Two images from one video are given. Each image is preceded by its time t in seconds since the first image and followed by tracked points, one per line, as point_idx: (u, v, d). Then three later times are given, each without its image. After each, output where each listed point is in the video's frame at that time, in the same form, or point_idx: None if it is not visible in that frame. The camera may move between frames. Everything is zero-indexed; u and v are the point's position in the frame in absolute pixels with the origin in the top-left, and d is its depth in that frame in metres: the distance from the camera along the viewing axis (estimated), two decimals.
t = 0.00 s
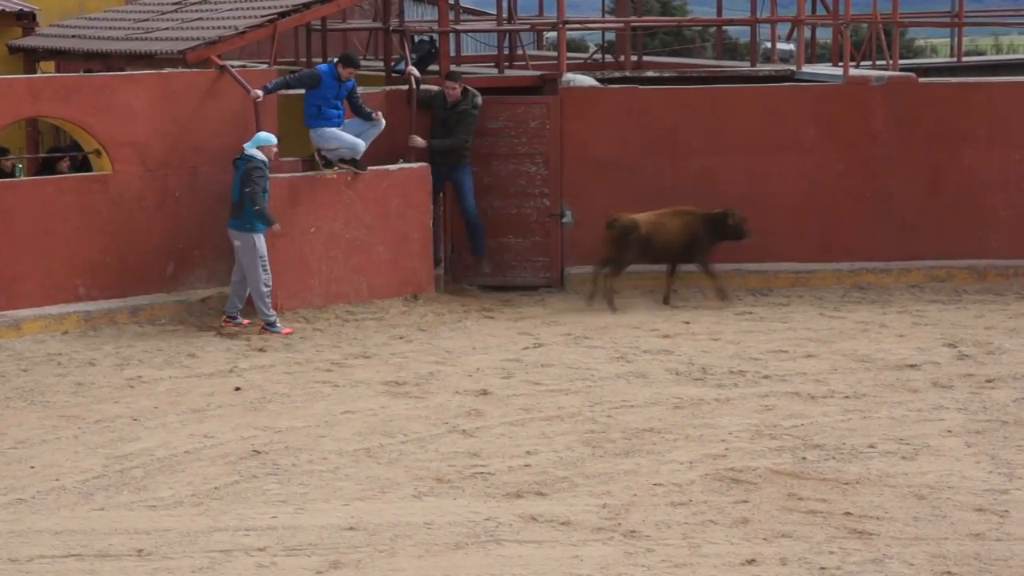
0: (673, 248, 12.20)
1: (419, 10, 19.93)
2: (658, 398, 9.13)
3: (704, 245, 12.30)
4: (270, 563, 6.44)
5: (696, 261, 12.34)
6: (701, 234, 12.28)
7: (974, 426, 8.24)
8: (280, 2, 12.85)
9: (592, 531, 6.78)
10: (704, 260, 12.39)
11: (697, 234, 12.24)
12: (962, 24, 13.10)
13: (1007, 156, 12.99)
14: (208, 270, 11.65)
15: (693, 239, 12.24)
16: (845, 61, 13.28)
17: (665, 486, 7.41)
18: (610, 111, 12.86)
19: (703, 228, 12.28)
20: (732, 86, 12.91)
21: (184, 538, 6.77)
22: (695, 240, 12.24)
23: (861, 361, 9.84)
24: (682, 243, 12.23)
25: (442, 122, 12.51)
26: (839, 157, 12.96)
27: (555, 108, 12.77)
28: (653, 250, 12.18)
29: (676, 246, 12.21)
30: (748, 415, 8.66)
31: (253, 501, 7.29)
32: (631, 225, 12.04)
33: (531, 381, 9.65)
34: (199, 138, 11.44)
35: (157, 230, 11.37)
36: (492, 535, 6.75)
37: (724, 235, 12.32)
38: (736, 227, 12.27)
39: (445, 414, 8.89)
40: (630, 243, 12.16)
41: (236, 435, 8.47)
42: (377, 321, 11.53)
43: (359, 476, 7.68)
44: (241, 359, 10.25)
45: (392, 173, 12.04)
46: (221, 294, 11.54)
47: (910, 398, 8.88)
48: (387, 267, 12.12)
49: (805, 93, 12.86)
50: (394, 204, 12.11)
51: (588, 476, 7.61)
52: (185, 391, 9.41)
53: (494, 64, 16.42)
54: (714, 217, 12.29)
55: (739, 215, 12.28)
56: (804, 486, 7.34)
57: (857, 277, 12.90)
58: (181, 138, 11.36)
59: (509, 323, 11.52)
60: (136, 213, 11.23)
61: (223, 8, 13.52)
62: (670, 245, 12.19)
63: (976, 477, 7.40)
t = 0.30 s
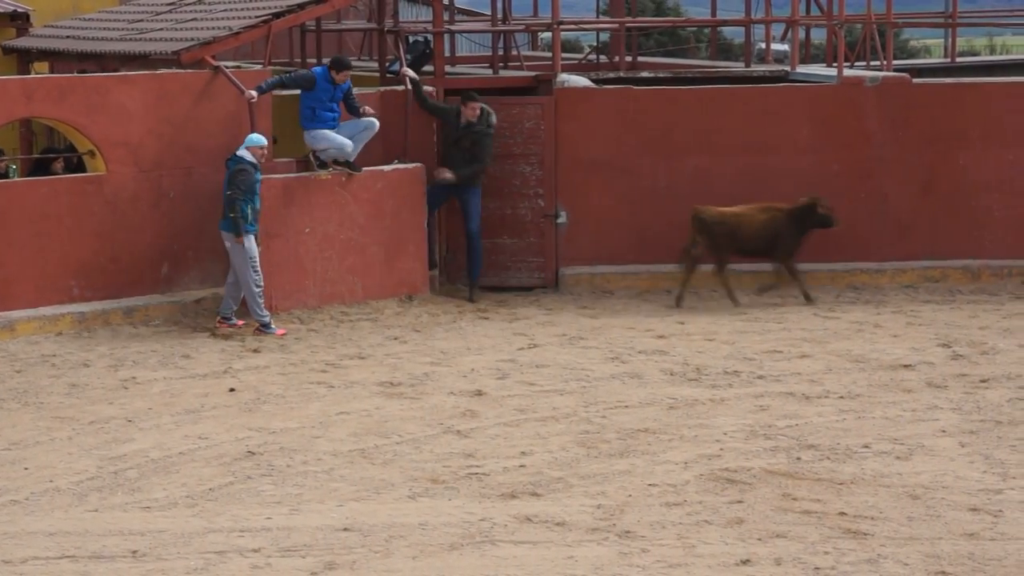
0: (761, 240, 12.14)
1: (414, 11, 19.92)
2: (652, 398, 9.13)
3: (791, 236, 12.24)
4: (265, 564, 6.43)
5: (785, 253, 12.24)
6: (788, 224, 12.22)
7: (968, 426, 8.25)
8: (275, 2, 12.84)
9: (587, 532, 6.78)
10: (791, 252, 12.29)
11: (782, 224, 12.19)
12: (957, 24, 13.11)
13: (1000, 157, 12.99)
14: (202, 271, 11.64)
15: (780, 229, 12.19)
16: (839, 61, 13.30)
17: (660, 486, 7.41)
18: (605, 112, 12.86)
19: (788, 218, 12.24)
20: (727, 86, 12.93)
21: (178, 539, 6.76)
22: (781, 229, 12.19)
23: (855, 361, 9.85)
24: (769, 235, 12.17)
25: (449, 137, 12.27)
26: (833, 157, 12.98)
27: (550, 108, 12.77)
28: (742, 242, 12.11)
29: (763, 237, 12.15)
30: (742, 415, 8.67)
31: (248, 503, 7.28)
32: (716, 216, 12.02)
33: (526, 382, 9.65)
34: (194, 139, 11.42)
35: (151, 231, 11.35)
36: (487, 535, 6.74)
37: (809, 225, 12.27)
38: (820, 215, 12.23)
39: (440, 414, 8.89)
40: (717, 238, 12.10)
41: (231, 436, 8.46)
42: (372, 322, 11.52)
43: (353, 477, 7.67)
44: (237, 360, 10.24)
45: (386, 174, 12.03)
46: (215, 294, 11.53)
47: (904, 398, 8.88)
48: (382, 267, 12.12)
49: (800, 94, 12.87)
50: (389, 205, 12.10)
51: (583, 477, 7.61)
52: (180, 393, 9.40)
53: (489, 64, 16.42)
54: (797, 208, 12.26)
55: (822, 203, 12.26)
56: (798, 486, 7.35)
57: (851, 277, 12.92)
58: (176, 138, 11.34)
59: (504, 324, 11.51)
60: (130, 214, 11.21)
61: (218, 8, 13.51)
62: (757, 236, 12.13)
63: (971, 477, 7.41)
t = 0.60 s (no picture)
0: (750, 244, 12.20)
1: (315, 14, 19.70)
2: (551, 401, 9.08)
3: (781, 240, 12.22)
4: (157, 573, 6.24)
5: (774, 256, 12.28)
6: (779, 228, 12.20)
7: (861, 425, 8.28)
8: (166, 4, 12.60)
9: (483, 535, 6.69)
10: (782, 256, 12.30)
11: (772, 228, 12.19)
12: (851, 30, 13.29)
13: (895, 160, 13.14)
14: (91, 279, 11.35)
15: (769, 233, 12.20)
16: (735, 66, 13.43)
17: (556, 490, 7.34)
18: (504, 114, 12.84)
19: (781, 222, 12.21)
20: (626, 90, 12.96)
21: (64, 549, 6.53)
22: (769, 234, 12.19)
23: (751, 363, 9.89)
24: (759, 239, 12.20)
25: (358, 155, 12.36)
26: (729, 161, 13.05)
27: (450, 111, 12.72)
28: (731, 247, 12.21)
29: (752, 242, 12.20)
30: (639, 417, 8.65)
31: (140, 510, 7.08)
32: (705, 221, 12.14)
33: (425, 386, 9.53)
34: (88, 142, 11.19)
35: (41, 238, 11.01)
36: (383, 541, 6.62)
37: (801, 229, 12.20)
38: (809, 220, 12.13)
39: (337, 420, 8.74)
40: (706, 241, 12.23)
41: (122, 444, 8.23)
42: (270, 326, 11.32)
43: (247, 484, 7.50)
44: (129, 366, 9.99)
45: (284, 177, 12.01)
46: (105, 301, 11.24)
47: (797, 400, 8.90)
48: (277, 272, 12.03)
49: (697, 97, 12.93)
50: (285, 209, 12.07)
51: (480, 480, 7.52)
52: (68, 400, 9.13)
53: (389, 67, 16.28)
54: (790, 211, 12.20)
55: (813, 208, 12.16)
56: (694, 488, 7.33)
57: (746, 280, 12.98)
58: (70, 142, 11.08)
59: (403, 328, 11.40)
60: (21, 219, 10.86)
61: (108, 8, 13.22)
62: (746, 240, 12.19)
63: (864, 476, 7.44)
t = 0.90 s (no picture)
0: (619, 245, 12.16)
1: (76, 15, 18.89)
2: (321, 406, 8.80)
3: (647, 238, 12.23)
4: None
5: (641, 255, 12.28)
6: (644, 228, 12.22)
7: (630, 427, 8.21)
8: None
9: (250, 542, 6.39)
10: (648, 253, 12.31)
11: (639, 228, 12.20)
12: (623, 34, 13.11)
13: (663, 164, 12.94)
14: None
15: (637, 233, 12.20)
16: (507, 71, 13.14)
17: (327, 495, 7.09)
18: (269, 118, 12.47)
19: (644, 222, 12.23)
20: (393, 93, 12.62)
21: None
22: (637, 235, 12.19)
23: (520, 366, 9.75)
24: (627, 240, 12.17)
25: (121, 166, 11.72)
26: (499, 166, 12.77)
27: (211, 115, 12.35)
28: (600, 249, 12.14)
29: (620, 243, 12.16)
30: (409, 422, 8.44)
31: None
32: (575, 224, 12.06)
33: (191, 392, 9.12)
34: None
35: None
36: (147, 550, 6.26)
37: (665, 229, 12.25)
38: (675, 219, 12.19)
39: (99, 428, 8.27)
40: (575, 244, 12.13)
41: None
42: (28, 335, 10.70)
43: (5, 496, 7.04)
44: None
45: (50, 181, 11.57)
46: None
47: (562, 403, 8.76)
48: (44, 278, 11.54)
49: (464, 101, 12.62)
50: (51, 213, 11.61)
51: (248, 486, 7.21)
52: None
53: (153, 70, 15.68)
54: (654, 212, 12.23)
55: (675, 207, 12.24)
56: (467, 492, 7.17)
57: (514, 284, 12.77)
58: None
59: (168, 334, 10.92)
60: None
61: None
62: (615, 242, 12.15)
63: (633, 477, 7.41)
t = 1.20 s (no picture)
0: (504, 245, 11.75)
1: None
2: (115, 417, 8.47)
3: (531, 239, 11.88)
4: None
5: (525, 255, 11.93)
6: (529, 228, 11.87)
7: (427, 435, 8.01)
8: None
9: (44, 557, 6.28)
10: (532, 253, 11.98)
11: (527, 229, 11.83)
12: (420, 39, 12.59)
13: (460, 173, 12.35)
14: None
15: (523, 233, 11.83)
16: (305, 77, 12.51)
17: (121, 507, 6.92)
18: (59, 126, 11.87)
19: (531, 223, 11.88)
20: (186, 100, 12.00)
21: None
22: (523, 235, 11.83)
23: (312, 374, 9.17)
24: (513, 240, 11.79)
25: None
26: (296, 173, 12.13)
27: None
28: (485, 250, 11.72)
29: (506, 243, 11.76)
30: (205, 431, 8.16)
31: None
32: (464, 224, 11.59)
33: None
34: None
35: None
36: None
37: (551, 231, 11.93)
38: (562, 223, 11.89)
39: None
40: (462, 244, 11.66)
41: None
42: None
43: None
44: None
45: None
46: None
47: (358, 412, 8.40)
48: None
49: (257, 107, 12.00)
50: None
51: (40, 499, 7.02)
52: None
53: None
54: (541, 214, 11.90)
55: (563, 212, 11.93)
56: (262, 501, 7.03)
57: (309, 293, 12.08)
58: None
59: None
60: None
61: None
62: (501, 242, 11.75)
63: (430, 485, 7.31)
